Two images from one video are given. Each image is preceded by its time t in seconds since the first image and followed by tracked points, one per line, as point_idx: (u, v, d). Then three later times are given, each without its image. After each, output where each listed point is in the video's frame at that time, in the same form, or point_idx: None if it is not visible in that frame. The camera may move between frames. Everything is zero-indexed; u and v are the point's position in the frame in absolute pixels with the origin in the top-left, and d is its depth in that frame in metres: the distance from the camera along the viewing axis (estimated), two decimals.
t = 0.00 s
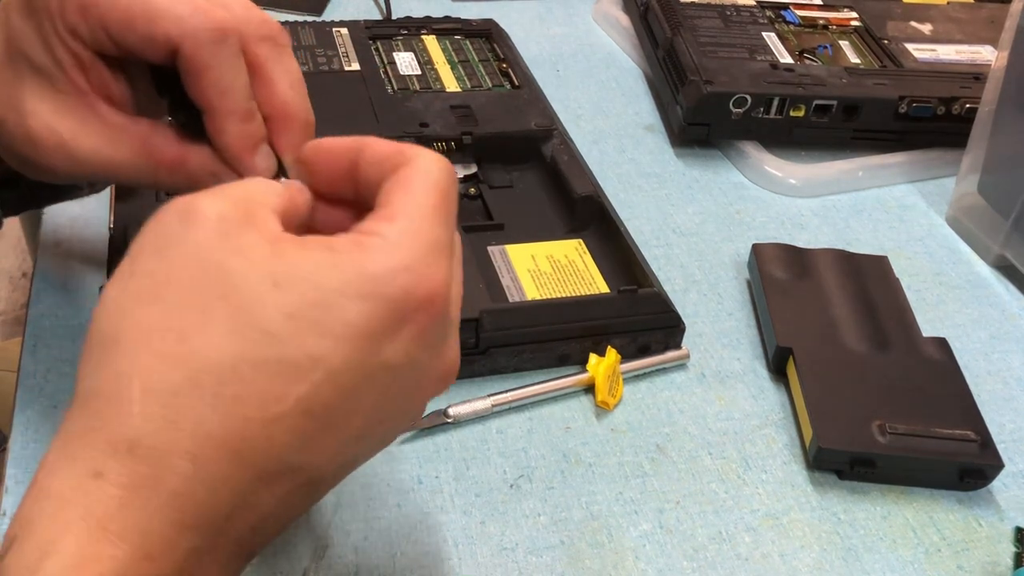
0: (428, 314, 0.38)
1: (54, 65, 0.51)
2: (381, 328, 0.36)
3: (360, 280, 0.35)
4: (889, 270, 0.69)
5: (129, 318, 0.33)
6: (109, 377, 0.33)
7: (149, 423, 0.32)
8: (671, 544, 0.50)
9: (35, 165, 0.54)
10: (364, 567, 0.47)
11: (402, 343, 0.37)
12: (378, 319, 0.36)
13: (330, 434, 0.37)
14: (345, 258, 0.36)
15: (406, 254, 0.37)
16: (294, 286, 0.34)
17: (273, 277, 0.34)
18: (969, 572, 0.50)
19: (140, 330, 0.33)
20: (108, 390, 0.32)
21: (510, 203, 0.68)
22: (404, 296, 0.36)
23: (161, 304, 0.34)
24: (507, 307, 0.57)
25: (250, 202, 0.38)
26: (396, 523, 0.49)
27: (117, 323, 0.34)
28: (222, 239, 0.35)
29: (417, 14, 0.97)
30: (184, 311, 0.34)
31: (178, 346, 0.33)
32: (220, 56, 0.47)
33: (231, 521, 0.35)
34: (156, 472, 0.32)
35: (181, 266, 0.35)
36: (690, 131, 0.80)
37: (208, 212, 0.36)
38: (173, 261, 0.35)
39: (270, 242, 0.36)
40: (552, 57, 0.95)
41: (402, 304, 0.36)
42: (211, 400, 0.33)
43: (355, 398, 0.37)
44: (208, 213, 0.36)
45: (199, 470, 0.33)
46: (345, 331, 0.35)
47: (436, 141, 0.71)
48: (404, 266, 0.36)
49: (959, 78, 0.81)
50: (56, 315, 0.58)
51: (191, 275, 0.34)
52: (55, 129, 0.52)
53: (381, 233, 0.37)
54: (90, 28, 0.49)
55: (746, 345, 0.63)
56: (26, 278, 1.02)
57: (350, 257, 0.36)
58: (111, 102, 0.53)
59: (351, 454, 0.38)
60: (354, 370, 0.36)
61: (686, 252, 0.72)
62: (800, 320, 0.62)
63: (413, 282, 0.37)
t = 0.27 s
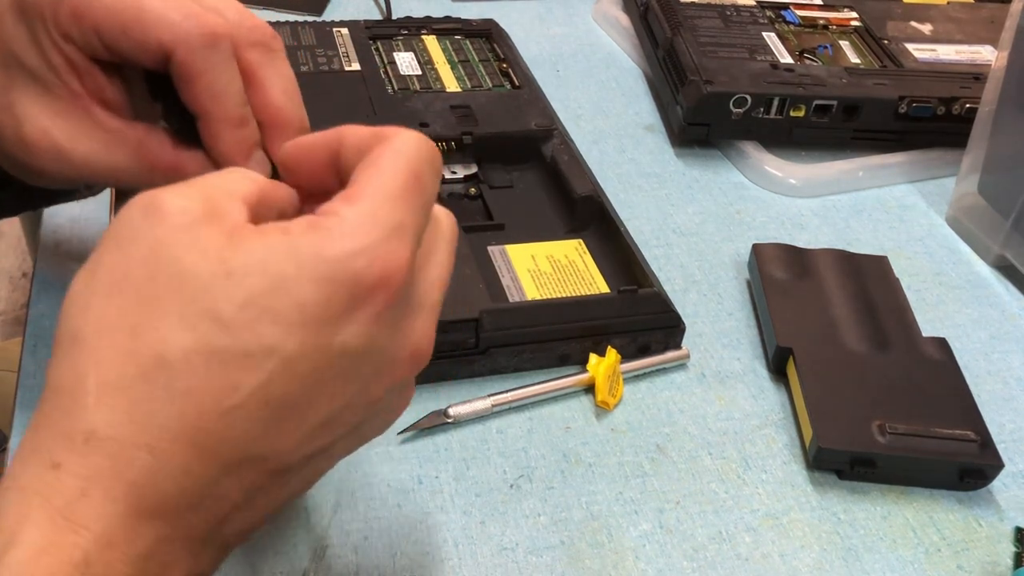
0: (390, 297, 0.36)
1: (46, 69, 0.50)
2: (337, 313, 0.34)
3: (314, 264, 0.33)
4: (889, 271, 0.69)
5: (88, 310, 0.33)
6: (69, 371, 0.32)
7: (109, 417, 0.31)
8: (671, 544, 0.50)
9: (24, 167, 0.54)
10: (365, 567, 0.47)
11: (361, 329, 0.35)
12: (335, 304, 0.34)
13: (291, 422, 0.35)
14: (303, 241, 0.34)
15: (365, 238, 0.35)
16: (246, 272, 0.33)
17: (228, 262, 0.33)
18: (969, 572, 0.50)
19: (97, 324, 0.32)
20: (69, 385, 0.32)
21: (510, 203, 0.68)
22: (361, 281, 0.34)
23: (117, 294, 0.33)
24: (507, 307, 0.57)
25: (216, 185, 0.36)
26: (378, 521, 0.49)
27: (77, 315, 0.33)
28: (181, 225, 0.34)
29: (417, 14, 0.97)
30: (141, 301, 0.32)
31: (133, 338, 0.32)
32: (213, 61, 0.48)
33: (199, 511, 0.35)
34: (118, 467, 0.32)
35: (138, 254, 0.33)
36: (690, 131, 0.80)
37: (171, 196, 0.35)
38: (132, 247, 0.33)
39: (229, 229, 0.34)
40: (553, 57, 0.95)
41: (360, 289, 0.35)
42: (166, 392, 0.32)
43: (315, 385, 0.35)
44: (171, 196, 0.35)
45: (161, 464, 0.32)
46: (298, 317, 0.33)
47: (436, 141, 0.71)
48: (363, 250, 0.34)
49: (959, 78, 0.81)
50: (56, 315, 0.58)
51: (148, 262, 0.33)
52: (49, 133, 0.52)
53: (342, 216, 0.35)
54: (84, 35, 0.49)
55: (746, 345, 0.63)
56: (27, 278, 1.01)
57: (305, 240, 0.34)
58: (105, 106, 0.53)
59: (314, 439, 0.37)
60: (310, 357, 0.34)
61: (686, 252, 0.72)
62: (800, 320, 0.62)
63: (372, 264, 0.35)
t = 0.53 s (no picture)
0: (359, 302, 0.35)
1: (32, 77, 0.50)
2: (304, 315, 0.33)
3: (283, 267, 0.33)
4: (889, 271, 0.69)
5: (58, 312, 0.32)
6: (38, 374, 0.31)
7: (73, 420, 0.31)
8: (671, 544, 0.50)
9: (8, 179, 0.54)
10: (364, 567, 0.47)
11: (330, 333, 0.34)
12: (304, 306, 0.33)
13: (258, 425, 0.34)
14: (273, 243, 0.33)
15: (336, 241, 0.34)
16: (214, 273, 0.32)
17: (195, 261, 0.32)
18: (969, 572, 0.50)
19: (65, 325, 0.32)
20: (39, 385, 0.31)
21: (510, 203, 0.68)
22: (328, 287, 0.34)
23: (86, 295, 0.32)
24: (507, 307, 0.57)
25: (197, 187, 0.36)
26: (367, 522, 0.49)
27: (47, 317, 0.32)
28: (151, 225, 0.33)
29: (417, 14, 0.97)
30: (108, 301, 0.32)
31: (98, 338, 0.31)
32: (198, 58, 0.46)
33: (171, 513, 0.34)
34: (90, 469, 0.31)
35: (109, 254, 0.33)
36: (690, 131, 0.80)
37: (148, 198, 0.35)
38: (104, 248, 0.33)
39: (202, 228, 0.34)
40: (552, 57, 0.95)
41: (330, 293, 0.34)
42: (130, 394, 0.31)
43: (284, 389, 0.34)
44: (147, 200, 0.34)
45: (128, 467, 0.31)
46: (264, 321, 0.32)
47: (436, 141, 0.71)
48: (335, 254, 0.34)
49: (959, 78, 0.81)
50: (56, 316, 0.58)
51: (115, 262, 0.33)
52: (37, 143, 0.51)
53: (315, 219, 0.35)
54: (70, 39, 0.48)
55: (746, 345, 0.63)
56: (28, 278, 1.01)
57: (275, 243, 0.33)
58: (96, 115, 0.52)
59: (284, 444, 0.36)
60: (275, 361, 0.33)
61: (686, 252, 0.72)
62: (800, 320, 0.62)
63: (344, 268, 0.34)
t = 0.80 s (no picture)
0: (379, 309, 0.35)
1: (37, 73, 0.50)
2: (331, 324, 0.33)
3: (307, 276, 0.33)
4: (889, 270, 0.69)
5: (76, 316, 0.32)
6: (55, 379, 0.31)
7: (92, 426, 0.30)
8: (671, 544, 0.50)
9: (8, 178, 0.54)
10: (365, 567, 0.47)
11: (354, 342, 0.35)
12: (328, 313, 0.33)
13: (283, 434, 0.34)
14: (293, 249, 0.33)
15: (354, 245, 0.34)
16: (252, 283, 0.32)
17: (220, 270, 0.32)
18: (969, 572, 0.50)
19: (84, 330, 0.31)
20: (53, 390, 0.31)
21: (510, 203, 0.68)
22: (355, 295, 0.34)
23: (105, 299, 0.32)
24: (507, 307, 0.57)
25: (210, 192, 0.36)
26: (367, 525, 0.49)
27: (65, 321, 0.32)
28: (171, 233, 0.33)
29: (417, 13, 0.97)
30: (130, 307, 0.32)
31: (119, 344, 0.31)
32: (201, 58, 0.46)
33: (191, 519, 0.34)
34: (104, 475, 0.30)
35: (129, 259, 0.32)
36: (690, 131, 0.80)
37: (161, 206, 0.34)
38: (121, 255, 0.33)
39: (222, 235, 0.33)
40: (553, 57, 0.95)
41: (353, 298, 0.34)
42: (154, 400, 0.31)
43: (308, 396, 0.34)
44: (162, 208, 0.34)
45: (155, 475, 0.31)
46: (290, 329, 0.32)
47: (436, 141, 0.71)
48: (355, 262, 0.34)
49: (960, 78, 0.81)
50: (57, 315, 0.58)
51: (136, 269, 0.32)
52: (43, 143, 0.52)
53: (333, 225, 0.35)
54: (75, 38, 0.49)
55: (746, 345, 0.63)
56: (27, 276, 1.03)
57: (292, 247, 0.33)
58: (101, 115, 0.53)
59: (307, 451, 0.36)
60: (301, 368, 0.33)
61: (686, 252, 0.72)
62: (800, 320, 0.62)
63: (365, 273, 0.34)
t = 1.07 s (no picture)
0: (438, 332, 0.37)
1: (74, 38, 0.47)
2: (399, 350, 0.35)
3: (382, 301, 0.34)
4: (889, 270, 0.69)
5: (142, 319, 0.32)
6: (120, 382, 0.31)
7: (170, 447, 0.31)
8: (671, 544, 0.50)
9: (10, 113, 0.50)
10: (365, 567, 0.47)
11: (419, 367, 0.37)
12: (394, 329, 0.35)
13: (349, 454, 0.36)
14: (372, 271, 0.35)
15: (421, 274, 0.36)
16: (327, 301, 0.33)
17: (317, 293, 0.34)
18: (969, 572, 0.50)
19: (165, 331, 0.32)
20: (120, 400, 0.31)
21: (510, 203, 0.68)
22: (427, 322, 0.36)
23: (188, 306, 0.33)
24: (508, 307, 0.57)
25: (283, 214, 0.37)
26: (368, 525, 0.49)
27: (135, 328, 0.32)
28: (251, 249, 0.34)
29: (417, 14, 0.97)
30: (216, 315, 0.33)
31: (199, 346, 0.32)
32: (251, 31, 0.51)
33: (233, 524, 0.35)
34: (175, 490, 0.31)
35: (203, 270, 0.33)
36: (690, 131, 0.80)
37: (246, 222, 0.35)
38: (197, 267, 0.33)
39: (297, 256, 0.35)
40: (553, 57, 0.95)
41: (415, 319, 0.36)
42: (220, 409, 0.31)
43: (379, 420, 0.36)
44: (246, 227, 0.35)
45: (210, 482, 0.31)
46: (357, 351, 0.34)
47: (436, 141, 0.71)
48: (426, 291, 0.36)
49: (959, 78, 0.81)
50: (56, 315, 0.58)
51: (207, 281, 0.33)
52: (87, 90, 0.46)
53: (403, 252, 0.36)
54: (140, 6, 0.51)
55: (746, 345, 0.63)
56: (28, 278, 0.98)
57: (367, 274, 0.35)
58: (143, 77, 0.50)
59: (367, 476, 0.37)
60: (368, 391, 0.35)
61: (686, 252, 0.72)
62: (800, 320, 0.62)
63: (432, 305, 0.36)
